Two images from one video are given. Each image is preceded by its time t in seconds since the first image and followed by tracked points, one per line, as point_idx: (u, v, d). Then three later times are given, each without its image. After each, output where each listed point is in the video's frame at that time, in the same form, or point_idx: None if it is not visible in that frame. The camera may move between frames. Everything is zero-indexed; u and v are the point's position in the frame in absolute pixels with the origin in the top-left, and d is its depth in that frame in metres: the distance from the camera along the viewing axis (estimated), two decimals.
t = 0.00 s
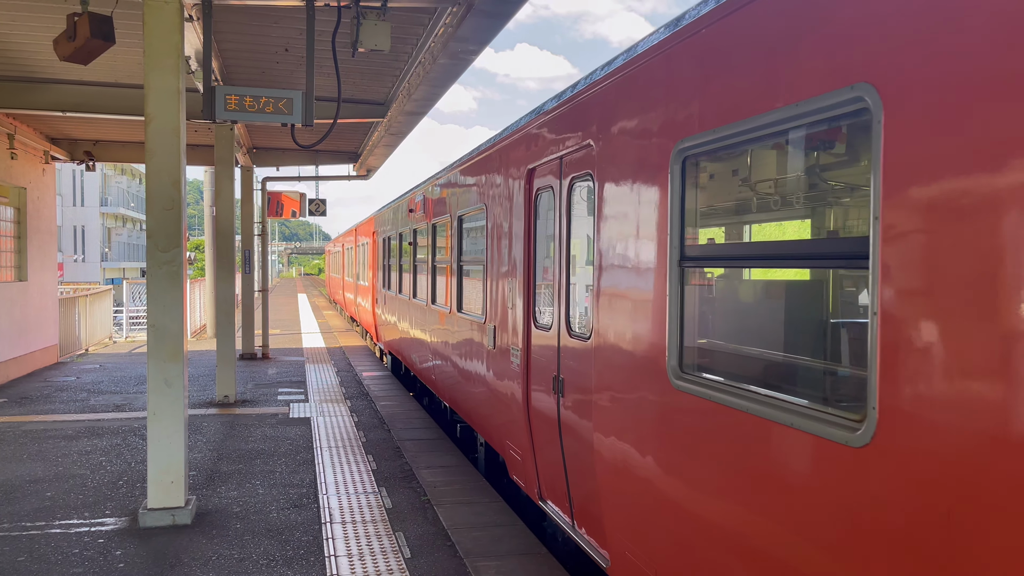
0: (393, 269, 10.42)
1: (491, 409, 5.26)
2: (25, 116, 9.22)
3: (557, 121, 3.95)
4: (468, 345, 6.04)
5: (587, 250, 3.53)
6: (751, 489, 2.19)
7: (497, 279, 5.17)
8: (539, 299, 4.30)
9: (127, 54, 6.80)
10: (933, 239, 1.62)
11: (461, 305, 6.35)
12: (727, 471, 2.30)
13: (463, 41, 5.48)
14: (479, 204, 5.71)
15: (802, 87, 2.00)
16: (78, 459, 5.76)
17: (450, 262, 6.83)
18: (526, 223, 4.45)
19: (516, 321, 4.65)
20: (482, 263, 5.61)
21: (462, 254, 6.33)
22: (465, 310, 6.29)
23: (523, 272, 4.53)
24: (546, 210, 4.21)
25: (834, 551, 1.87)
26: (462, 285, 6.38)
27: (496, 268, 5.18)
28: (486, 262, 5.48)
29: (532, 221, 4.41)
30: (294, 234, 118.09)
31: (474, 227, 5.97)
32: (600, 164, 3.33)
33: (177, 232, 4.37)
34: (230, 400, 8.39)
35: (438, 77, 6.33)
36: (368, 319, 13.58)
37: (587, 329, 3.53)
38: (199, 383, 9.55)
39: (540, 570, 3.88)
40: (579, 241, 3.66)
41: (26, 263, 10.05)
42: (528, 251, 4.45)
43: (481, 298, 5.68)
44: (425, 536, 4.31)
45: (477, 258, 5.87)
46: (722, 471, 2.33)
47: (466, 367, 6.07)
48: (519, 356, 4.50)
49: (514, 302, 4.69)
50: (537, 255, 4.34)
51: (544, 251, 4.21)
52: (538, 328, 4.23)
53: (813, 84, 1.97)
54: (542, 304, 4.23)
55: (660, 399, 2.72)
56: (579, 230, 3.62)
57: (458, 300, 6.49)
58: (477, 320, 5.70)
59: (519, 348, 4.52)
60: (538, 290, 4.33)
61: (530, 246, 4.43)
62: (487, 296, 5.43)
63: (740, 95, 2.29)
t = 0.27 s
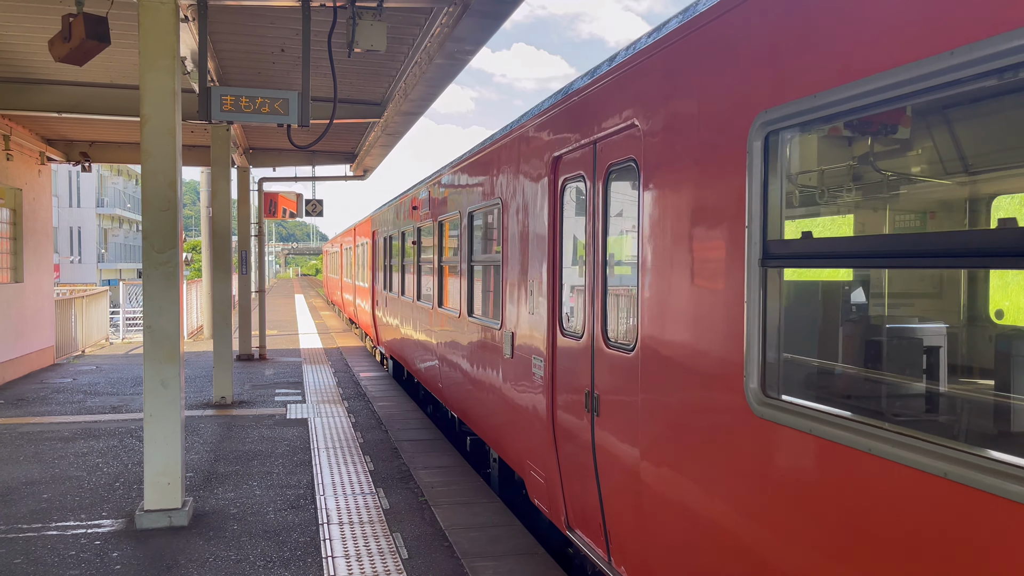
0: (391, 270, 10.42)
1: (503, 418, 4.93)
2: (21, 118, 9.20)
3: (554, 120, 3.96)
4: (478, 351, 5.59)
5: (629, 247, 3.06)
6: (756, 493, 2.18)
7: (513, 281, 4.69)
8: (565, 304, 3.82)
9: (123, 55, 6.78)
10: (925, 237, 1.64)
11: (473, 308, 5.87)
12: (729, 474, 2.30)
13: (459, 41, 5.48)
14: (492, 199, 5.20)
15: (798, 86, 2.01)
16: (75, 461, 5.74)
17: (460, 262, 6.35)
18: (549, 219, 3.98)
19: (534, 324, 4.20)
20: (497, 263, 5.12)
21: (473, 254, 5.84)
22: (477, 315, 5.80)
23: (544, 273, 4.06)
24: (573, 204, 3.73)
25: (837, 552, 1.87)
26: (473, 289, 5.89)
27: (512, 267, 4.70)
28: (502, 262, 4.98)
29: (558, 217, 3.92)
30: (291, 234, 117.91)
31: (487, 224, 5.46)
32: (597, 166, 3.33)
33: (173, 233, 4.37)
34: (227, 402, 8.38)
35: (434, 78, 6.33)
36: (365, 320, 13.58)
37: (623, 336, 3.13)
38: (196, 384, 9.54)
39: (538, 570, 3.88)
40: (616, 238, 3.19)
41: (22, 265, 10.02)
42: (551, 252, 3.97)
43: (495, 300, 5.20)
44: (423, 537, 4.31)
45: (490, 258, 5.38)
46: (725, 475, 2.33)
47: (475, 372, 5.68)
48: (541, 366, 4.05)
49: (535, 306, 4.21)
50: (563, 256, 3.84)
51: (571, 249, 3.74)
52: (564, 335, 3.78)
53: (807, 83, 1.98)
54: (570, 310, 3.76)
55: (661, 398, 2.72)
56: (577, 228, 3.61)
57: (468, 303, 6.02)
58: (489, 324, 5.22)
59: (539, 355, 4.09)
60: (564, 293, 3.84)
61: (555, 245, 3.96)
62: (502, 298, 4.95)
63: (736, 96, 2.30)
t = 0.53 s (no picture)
0: (389, 270, 10.42)
1: (518, 431, 4.56)
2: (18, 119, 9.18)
3: (551, 120, 3.96)
4: (490, 359, 5.18)
5: (681, 246, 2.61)
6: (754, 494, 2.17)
7: (533, 283, 4.22)
8: (596, 310, 3.35)
9: (120, 56, 6.77)
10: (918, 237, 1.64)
11: (486, 313, 5.39)
12: (728, 473, 2.28)
13: (456, 41, 5.48)
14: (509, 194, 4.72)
15: (792, 87, 2.03)
16: (73, 462, 5.74)
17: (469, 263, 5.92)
18: (577, 214, 3.49)
19: (558, 333, 3.75)
20: (513, 263, 4.64)
21: (485, 254, 5.38)
22: (490, 319, 5.36)
23: (571, 275, 3.58)
24: (607, 196, 3.26)
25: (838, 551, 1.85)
26: (486, 292, 5.42)
27: (531, 267, 4.23)
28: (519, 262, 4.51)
29: (588, 211, 3.44)
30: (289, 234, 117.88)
31: (501, 221, 4.98)
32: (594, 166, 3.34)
33: (170, 234, 4.36)
34: (225, 402, 8.38)
35: (431, 78, 6.33)
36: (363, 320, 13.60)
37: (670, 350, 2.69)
38: (194, 385, 9.53)
39: (536, 570, 3.89)
40: (665, 234, 2.73)
41: (19, 266, 10.01)
42: (578, 251, 3.49)
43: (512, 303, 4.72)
44: (421, 537, 4.31)
45: (504, 257, 4.92)
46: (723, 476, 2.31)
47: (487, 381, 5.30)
48: (568, 379, 3.60)
49: (559, 312, 3.74)
50: (594, 254, 3.37)
51: (584, 247, 3.52)
52: (595, 346, 3.33)
53: (802, 84, 1.99)
54: (602, 317, 3.30)
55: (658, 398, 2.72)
56: (570, 227, 3.63)
57: (481, 307, 5.55)
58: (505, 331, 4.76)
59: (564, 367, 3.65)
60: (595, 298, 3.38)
61: (583, 243, 3.48)
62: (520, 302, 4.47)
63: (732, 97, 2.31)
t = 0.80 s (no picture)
0: (387, 270, 10.43)
1: (537, 444, 4.23)
2: (16, 120, 9.17)
3: (549, 120, 3.97)
4: (506, 367, 4.83)
5: (751, 239, 2.23)
6: (755, 493, 2.15)
7: (559, 284, 3.82)
8: (637, 313, 2.96)
9: (117, 56, 6.77)
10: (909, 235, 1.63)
11: (501, 317, 5.00)
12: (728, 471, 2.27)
13: (454, 41, 5.48)
14: (529, 186, 4.31)
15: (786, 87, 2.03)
16: (71, 463, 5.74)
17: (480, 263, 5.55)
18: (615, 204, 3.10)
19: (589, 340, 3.37)
20: (535, 262, 4.24)
21: (499, 254, 5.01)
22: (504, 324, 4.97)
23: (606, 274, 3.19)
24: (652, 183, 2.86)
25: (843, 554, 1.80)
26: (500, 295, 5.03)
27: (557, 266, 3.82)
28: (541, 261, 4.11)
29: (628, 202, 3.04)
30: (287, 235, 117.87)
31: (519, 216, 4.58)
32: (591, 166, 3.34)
33: (168, 235, 4.36)
34: (224, 403, 8.38)
35: (429, 78, 6.33)
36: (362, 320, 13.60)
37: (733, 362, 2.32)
38: (193, 386, 9.55)
39: (535, 570, 3.89)
40: (728, 227, 2.34)
41: (17, 267, 10.01)
42: (615, 246, 3.10)
43: (532, 306, 4.33)
44: (420, 537, 4.32)
45: (521, 256, 4.54)
46: (725, 476, 2.29)
47: (500, 390, 4.98)
48: (602, 392, 3.22)
49: (592, 317, 3.34)
50: (634, 251, 2.98)
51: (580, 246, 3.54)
52: (636, 355, 2.94)
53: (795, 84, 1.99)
54: (645, 322, 2.90)
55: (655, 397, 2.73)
56: (569, 227, 3.65)
57: (494, 312, 5.16)
58: (524, 337, 4.38)
59: (597, 379, 3.28)
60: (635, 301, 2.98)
61: (623, 237, 3.07)
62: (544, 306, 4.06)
63: (727, 96, 2.31)
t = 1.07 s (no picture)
0: (387, 270, 10.43)
1: (553, 457, 3.90)
2: (15, 120, 9.17)
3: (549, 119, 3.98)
4: (521, 374, 4.47)
5: (847, 231, 1.82)
6: (757, 494, 2.13)
7: (587, 284, 3.40)
8: (687, 317, 2.55)
9: (117, 56, 6.77)
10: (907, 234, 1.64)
11: (518, 321, 4.59)
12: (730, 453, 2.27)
13: (453, 41, 5.48)
14: (552, 177, 3.90)
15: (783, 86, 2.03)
16: (71, 463, 5.74)
17: (494, 263, 5.16)
18: (659, 191, 2.69)
19: (625, 348, 2.97)
20: (560, 260, 3.81)
21: (516, 253, 4.62)
22: (521, 328, 4.57)
23: (646, 272, 2.78)
24: (706, 166, 2.45)
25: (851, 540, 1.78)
26: (516, 297, 4.63)
27: (585, 265, 3.41)
28: (566, 259, 3.70)
29: (675, 189, 2.62)
30: (287, 235, 117.84)
31: (539, 210, 4.17)
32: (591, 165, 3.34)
33: (167, 235, 4.36)
34: (223, 403, 8.39)
35: (428, 78, 6.34)
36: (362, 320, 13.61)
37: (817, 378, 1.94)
38: (193, 386, 9.55)
39: (535, 570, 3.89)
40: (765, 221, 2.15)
41: (17, 268, 10.00)
42: (658, 241, 2.69)
43: (556, 309, 3.92)
44: (419, 536, 4.32)
45: (541, 254, 4.16)
46: (725, 472, 2.29)
47: (513, 397, 4.63)
48: (641, 407, 2.82)
49: (631, 323, 2.91)
50: (683, 245, 2.57)
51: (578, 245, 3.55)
52: (686, 368, 2.54)
53: (792, 83, 2.00)
54: (697, 329, 2.49)
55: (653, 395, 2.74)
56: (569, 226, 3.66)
57: (509, 315, 4.75)
58: (546, 344, 3.97)
59: (633, 392, 2.88)
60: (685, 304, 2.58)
61: (668, 229, 2.66)
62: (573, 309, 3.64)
63: (726, 96, 2.32)
